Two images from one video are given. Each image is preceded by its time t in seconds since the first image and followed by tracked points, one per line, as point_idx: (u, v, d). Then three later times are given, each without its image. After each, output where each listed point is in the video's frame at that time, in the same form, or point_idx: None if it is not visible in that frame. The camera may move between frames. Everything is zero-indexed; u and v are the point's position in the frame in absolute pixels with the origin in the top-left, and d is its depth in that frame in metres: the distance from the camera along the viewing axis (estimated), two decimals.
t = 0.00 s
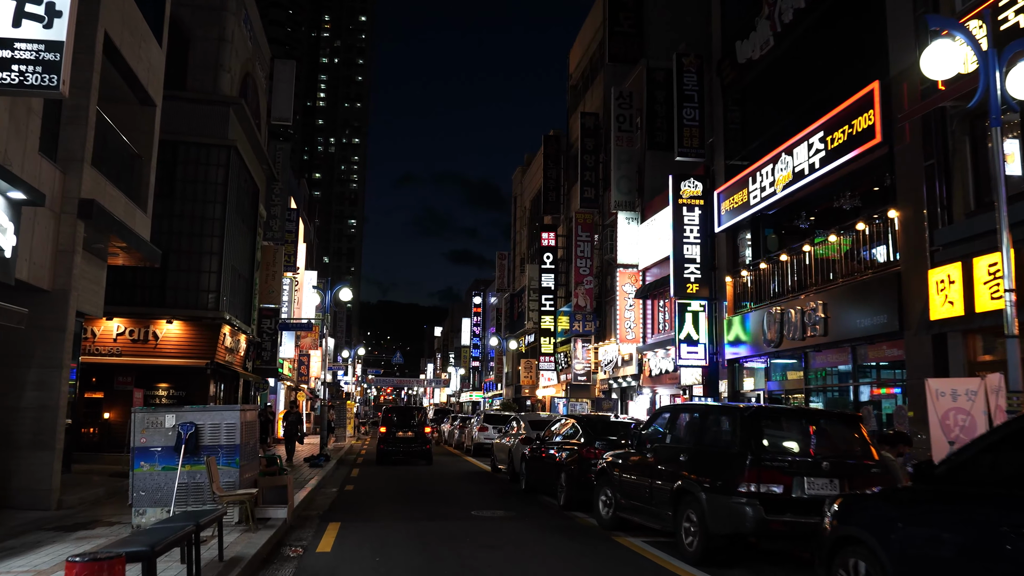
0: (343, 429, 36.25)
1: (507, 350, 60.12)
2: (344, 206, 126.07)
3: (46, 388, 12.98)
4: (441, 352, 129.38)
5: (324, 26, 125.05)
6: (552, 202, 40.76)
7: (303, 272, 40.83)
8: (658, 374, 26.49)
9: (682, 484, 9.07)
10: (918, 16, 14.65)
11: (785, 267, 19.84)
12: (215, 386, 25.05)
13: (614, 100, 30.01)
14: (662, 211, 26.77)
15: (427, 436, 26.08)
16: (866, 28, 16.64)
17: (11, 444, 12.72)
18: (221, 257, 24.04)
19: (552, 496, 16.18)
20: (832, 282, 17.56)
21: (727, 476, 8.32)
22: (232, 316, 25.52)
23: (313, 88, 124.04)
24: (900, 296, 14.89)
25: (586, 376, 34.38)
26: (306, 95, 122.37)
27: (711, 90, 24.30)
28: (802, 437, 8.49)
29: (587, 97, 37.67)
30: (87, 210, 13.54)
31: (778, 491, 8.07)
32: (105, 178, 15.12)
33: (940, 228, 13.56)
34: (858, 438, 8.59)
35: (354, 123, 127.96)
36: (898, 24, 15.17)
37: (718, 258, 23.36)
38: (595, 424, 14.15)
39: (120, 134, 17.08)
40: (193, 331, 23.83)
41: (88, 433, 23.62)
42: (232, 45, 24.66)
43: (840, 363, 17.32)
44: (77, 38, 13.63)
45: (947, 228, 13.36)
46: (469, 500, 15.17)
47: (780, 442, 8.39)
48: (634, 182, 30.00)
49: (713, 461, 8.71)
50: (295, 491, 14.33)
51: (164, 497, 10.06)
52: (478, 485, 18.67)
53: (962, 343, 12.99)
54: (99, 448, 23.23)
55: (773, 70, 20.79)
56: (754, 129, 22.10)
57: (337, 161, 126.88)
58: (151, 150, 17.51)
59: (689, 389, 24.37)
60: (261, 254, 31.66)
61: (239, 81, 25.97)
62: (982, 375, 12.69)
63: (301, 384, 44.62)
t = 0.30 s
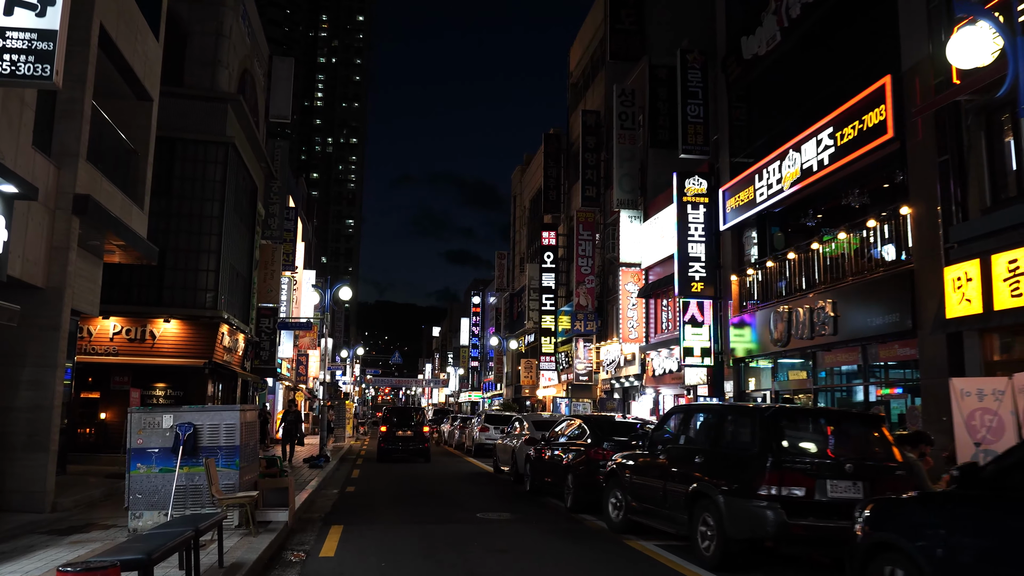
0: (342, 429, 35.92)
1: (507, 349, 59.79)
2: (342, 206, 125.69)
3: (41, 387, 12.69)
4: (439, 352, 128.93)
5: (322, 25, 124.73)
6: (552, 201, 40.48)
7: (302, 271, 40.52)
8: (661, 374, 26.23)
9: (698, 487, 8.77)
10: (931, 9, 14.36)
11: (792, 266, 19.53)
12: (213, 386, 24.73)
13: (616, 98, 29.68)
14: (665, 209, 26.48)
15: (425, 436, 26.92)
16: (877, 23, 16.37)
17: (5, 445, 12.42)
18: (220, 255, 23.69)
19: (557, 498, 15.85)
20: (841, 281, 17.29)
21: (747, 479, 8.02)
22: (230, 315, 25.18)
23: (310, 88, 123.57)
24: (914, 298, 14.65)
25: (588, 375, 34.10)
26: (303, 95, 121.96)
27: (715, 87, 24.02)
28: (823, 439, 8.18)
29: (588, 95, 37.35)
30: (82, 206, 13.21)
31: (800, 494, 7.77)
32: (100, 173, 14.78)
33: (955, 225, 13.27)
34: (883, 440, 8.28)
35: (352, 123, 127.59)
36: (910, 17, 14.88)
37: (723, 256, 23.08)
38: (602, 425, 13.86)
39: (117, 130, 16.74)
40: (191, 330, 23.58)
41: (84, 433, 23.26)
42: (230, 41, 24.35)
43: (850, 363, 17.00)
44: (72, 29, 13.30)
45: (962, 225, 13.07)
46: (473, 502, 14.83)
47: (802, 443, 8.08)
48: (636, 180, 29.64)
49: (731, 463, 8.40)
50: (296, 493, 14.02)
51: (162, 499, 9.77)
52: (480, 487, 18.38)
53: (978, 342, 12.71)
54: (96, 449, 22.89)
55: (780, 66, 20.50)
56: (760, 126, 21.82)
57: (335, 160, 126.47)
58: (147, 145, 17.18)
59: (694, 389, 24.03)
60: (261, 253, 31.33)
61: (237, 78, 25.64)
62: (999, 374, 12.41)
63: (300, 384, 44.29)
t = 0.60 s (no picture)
0: (344, 430, 35.59)
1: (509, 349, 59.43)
2: (342, 205, 125.34)
3: (37, 386, 12.40)
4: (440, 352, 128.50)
5: (321, 25, 124.43)
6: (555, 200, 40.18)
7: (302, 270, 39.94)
8: (667, 373, 25.92)
9: (718, 490, 8.45)
10: None
11: (803, 264, 19.20)
12: (213, 386, 24.41)
13: (620, 94, 29.36)
14: (671, 205, 26.14)
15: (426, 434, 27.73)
16: (890, 15, 16.07)
17: (0, 447, 12.12)
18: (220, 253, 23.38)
19: (565, 500, 15.54)
20: (854, 278, 16.97)
21: (770, 482, 7.70)
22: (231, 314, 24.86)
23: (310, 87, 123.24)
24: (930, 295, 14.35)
25: (592, 375, 33.81)
26: (303, 94, 121.61)
27: (722, 82, 23.71)
28: (848, 441, 7.86)
29: (591, 92, 37.03)
30: (80, 200, 12.88)
31: (826, 498, 7.45)
32: (98, 168, 14.46)
33: (975, 219, 12.96)
34: (912, 441, 7.94)
35: (352, 122, 127.21)
36: (925, 8, 14.57)
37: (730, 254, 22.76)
38: (612, 425, 13.53)
39: (116, 126, 16.43)
40: (190, 329, 23.26)
41: (82, 435, 22.81)
42: (230, 37, 24.06)
43: (862, 361, 16.70)
44: (68, 20, 12.99)
45: (981, 220, 12.77)
46: (479, 504, 14.51)
47: (829, 445, 7.76)
48: (641, 178, 29.24)
49: (752, 466, 8.08)
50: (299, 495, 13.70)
51: (161, 504, 9.46)
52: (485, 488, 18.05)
53: (999, 340, 12.39)
54: (95, 449, 22.56)
55: (789, 61, 20.19)
56: (768, 122, 21.50)
57: (334, 160, 126.12)
58: (147, 140, 16.87)
59: (700, 388, 23.73)
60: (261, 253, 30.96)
61: (238, 75, 25.34)
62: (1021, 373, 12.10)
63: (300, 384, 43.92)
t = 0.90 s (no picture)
0: (347, 424, 35.35)
1: (513, 344, 59.17)
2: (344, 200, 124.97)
3: (35, 380, 12.13)
4: (442, 348, 128.19)
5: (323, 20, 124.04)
6: (559, 193, 39.87)
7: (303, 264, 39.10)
8: (675, 368, 25.67)
9: (738, 487, 8.16)
10: None
11: (815, 256, 18.87)
12: (215, 381, 24.20)
13: (627, 86, 28.99)
14: (680, 198, 25.81)
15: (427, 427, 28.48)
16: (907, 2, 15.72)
17: None
18: (222, 246, 23.07)
19: (573, 496, 15.24)
20: (868, 271, 16.64)
21: (795, 478, 7.41)
22: (233, 308, 24.58)
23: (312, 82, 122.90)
24: (949, 288, 14.03)
25: (598, 370, 33.59)
26: (305, 90, 121.22)
27: (731, 74, 23.38)
28: (876, 435, 7.55)
29: (596, 86, 36.68)
30: (79, 190, 12.61)
31: (854, 495, 7.15)
32: (98, 158, 14.16)
33: (997, 210, 12.62)
34: (941, 436, 7.64)
35: (354, 118, 126.85)
36: None
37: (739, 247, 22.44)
38: (623, 421, 13.25)
39: (117, 116, 16.13)
40: (192, 323, 22.82)
41: (83, 429, 22.63)
42: (232, 27, 23.76)
43: (877, 356, 16.41)
44: (67, 7, 12.70)
45: (1003, 211, 12.45)
46: (486, 500, 14.21)
47: (857, 441, 7.46)
48: (647, 171, 28.76)
49: (775, 461, 7.78)
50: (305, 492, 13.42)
51: (161, 499, 9.19)
52: (491, 484, 17.77)
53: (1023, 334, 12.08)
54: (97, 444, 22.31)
55: (801, 51, 19.84)
56: (779, 113, 21.17)
57: (337, 155, 125.77)
58: (147, 131, 16.56)
59: (708, 383, 23.41)
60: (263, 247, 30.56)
61: (240, 66, 25.05)
62: None
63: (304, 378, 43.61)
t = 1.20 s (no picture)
0: (347, 400, 35.15)
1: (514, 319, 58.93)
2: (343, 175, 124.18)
3: (29, 355, 11.83)
4: (442, 323, 128.05)
5: None
6: (561, 167, 39.39)
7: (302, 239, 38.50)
8: (679, 342, 25.42)
9: (755, 464, 7.89)
10: None
11: (825, 228, 18.51)
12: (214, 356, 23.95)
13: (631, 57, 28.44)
14: (685, 171, 25.34)
15: (425, 402, 29.09)
16: None
17: None
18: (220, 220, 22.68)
19: (579, 472, 15.01)
20: (881, 243, 16.29)
21: (817, 455, 7.13)
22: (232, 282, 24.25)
23: (310, 56, 121.73)
24: (966, 260, 13.69)
25: (601, 345, 33.41)
26: (303, 63, 120.06)
27: (739, 43, 22.86)
28: (900, 411, 7.26)
29: (599, 57, 36.09)
30: (71, 160, 12.22)
31: (878, 474, 6.85)
32: (91, 127, 13.74)
33: (1018, 180, 12.24)
34: (968, 413, 7.34)
35: (353, 92, 125.77)
36: None
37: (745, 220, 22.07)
38: (631, 396, 12.96)
39: (111, 85, 15.67)
40: (190, 297, 22.37)
41: (83, 404, 22.37)
42: None
43: (889, 330, 16.12)
44: None
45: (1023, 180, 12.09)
46: (490, 477, 13.96)
47: (885, 417, 7.18)
48: (652, 143, 28.46)
49: (795, 438, 7.48)
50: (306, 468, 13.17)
51: (159, 477, 8.92)
52: (495, 459, 17.55)
53: None
54: (96, 419, 22.09)
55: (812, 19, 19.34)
56: (788, 83, 20.70)
57: (336, 129, 124.80)
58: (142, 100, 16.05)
59: (713, 357, 23.15)
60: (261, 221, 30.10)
61: (237, 35, 24.51)
62: None
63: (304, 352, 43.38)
